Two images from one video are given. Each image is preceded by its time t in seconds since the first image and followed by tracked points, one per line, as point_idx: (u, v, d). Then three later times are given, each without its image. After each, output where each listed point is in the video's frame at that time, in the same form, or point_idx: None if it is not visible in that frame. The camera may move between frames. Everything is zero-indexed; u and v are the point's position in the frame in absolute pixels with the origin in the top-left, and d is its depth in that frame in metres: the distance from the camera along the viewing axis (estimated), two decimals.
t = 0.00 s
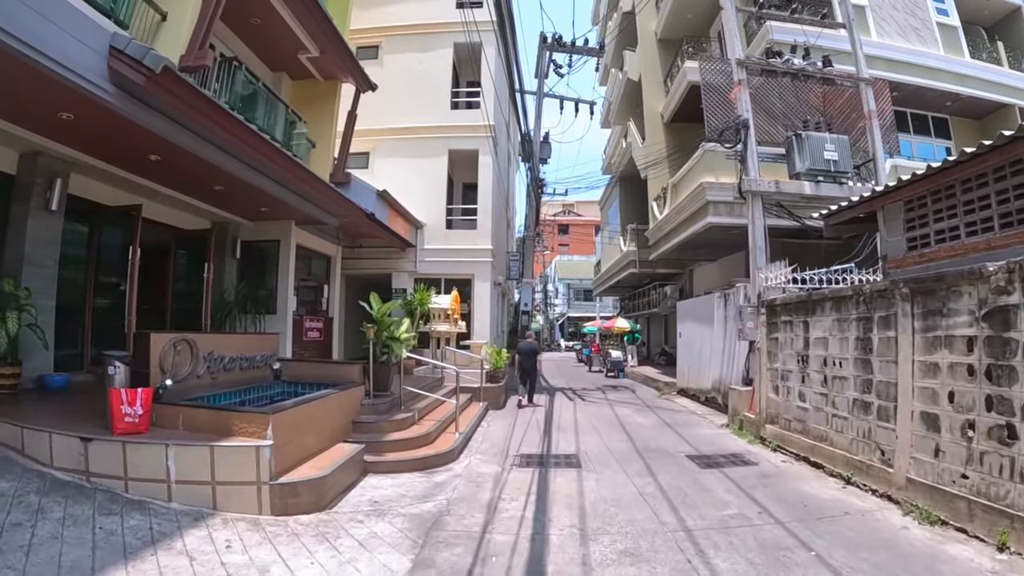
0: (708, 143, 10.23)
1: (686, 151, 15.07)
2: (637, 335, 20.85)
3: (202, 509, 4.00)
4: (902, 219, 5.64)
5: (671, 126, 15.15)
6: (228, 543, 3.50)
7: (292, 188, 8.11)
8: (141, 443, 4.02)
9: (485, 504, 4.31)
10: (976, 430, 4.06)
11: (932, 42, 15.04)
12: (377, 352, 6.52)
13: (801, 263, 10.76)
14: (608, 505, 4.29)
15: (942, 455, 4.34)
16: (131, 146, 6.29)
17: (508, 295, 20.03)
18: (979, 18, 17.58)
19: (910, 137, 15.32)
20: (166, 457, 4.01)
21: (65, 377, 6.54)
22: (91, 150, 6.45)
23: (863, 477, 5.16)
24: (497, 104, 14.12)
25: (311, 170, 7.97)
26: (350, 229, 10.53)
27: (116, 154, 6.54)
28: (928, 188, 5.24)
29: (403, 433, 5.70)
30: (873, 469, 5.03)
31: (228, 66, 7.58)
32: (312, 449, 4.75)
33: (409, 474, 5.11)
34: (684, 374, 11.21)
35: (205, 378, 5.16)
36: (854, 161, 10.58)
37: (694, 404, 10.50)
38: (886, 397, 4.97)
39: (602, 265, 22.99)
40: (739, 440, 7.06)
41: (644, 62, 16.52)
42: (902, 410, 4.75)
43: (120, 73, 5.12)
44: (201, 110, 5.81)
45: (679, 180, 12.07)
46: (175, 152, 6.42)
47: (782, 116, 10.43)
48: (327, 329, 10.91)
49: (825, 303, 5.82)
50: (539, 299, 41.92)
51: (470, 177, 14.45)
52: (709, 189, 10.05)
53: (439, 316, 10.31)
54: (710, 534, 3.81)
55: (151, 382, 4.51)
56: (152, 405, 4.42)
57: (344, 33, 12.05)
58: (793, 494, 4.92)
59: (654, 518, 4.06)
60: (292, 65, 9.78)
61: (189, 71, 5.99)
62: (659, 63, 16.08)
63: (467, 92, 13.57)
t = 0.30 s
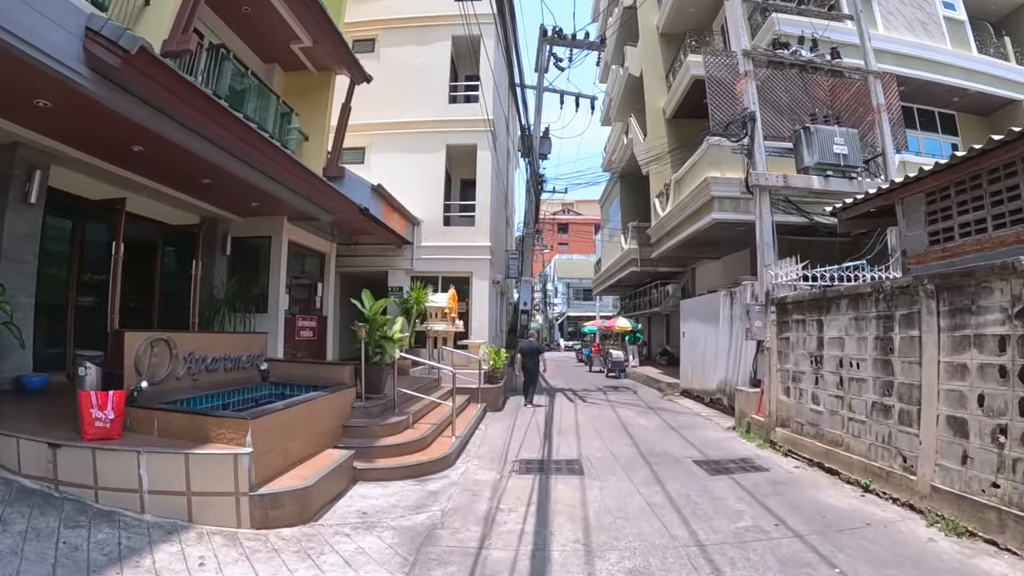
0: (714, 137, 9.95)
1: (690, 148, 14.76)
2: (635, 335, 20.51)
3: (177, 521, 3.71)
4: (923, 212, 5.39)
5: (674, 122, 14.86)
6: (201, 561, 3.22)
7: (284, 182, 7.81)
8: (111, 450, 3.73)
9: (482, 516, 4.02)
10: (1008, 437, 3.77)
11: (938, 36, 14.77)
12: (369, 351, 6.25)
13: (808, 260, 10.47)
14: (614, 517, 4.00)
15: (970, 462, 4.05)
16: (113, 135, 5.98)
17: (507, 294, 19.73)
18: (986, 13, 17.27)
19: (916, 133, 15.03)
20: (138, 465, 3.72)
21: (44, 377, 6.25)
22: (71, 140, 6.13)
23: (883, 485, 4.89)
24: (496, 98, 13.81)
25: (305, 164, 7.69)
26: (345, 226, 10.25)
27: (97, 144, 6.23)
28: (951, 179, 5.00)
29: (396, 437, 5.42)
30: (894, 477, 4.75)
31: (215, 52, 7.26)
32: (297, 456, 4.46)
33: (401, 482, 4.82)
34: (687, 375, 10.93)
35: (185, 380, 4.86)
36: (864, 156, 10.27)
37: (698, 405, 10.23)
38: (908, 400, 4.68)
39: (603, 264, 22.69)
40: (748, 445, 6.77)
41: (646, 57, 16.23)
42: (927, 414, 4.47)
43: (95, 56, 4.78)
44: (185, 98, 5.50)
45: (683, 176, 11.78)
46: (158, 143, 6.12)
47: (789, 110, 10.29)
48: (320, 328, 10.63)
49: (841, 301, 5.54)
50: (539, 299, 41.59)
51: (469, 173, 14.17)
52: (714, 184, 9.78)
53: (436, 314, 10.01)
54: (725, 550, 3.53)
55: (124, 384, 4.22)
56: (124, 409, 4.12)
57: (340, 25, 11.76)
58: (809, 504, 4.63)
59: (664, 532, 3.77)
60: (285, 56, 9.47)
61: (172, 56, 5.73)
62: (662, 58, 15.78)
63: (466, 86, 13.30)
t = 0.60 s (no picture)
0: (721, 132, 9.69)
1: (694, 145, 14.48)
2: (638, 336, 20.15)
3: (155, 537, 3.43)
4: (948, 205, 5.14)
5: (677, 118, 14.56)
6: None
7: (278, 176, 7.53)
8: (83, 460, 3.45)
9: (482, 531, 3.74)
10: None
11: (947, 30, 14.46)
12: (364, 353, 5.95)
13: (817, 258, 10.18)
14: (625, 532, 3.72)
15: (1005, 470, 3.77)
16: (97, 127, 5.71)
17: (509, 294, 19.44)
18: (995, 8, 16.92)
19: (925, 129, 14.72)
20: (111, 477, 3.43)
21: (25, 379, 5.98)
22: (53, 132, 5.86)
23: (908, 493, 4.61)
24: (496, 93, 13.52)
25: (299, 158, 7.42)
26: (341, 224, 9.97)
27: (80, 135, 5.96)
28: (978, 170, 4.74)
29: (391, 444, 5.14)
30: (920, 485, 4.47)
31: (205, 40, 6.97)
32: (285, 465, 4.18)
33: (397, 493, 4.54)
34: (694, 376, 10.64)
35: (167, 384, 4.58)
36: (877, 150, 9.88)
37: (705, 408, 9.94)
38: (936, 404, 4.39)
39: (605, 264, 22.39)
40: (760, 450, 6.48)
41: (648, 53, 15.92)
42: (956, 419, 4.18)
43: (74, 39, 4.48)
44: (170, 85, 5.21)
45: (689, 172, 11.51)
46: (144, 134, 5.84)
47: (797, 104, 9.69)
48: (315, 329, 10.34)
49: (862, 299, 5.26)
50: (540, 299, 41.28)
51: (469, 170, 13.89)
52: (721, 181, 9.50)
53: (435, 314, 9.72)
54: (747, 568, 3.25)
55: (99, 390, 3.94)
56: (98, 416, 3.83)
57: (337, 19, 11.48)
58: (833, 515, 4.35)
59: (680, 548, 3.49)
60: (279, 49, 9.20)
61: (156, 42, 5.47)
62: (665, 53, 15.48)
63: (467, 81, 13.02)
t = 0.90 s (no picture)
0: (726, 125, 9.41)
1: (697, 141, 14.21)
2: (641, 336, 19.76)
3: (124, 553, 3.15)
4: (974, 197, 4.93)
5: (680, 114, 14.30)
6: None
7: (269, 171, 7.28)
8: (49, 468, 3.18)
9: (479, 546, 3.46)
10: None
11: (954, 24, 14.20)
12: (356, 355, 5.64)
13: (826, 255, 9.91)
14: (635, 547, 3.44)
15: None
16: (76, 117, 5.44)
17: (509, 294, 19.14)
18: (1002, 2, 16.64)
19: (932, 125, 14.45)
20: (78, 488, 3.16)
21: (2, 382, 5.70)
22: (33, 123, 5.59)
23: (932, 502, 4.33)
24: (496, 88, 13.26)
25: (290, 152, 7.17)
26: (336, 221, 9.70)
27: (59, 127, 5.69)
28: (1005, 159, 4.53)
29: (384, 449, 4.86)
30: (946, 493, 4.19)
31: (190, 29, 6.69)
32: (267, 474, 3.91)
33: (389, 503, 4.26)
34: (699, 378, 10.36)
35: (143, 388, 4.31)
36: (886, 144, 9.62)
37: (711, 410, 9.66)
38: (964, 407, 4.11)
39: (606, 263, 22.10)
40: (772, 455, 6.21)
41: (650, 48, 15.63)
42: (986, 423, 3.90)
43: (47, 21, 4.21)
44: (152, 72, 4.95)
45: (693, 168, 11.24)
46: (127, 125, 5.58)
47: (804, 97, 9.46)
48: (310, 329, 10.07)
49: (881, 295, 4.98)
50: (540, 299, 40.98)
51: (468, 167, 13.63)
52: (727, 176, 9.23)
53: (433, 314, 9.45)
54: None
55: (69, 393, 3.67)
56: (66, 421, 3.55)
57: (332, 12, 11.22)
58: (855, 526, 4.07)
59: (694, 565, 3.21)
60: (271, 39, 8.90)
61: (137, 26, 5.20)
62: (668, 49, 15.21)
63: (465, 76, 12.75)
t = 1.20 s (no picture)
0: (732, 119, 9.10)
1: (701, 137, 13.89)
2: (644, 335, 19.35)
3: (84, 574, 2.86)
4: (1004, 187, 4.64)
5: (683, 110, 13.99)
6: None
7: (259, 164, 6.99)
8: (4, 480, 2.88)
9: (473, 567, 3.16)
10: None
11: (963, 17, 13.89)
12: (347, 356, 5.37)
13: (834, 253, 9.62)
14: (644, 567, 3.15)
15: None
16: (52, 106, 5.16)
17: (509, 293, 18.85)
18: None
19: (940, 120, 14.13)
20: (34, 503, 2.86)
21: None
22: (7, 113, 5.32)
23: (959, 514, 4.04)
24: (495, 82, 12.96)
25: (281, 145, 6.88)
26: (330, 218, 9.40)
27: (35, 118, 5.42)
28: None
29: (374, 457, 4.56)
30: (976, 505, 3.90)
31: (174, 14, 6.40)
32: (245, 487, 3.60)
33: (378, 516, 3.96)
34: (704, 379, 10.07)
35: (115, 392, 4.01)
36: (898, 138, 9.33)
37: (716, 412, 9.37)
38: (996, 412, 3.82)
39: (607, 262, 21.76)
40: (783, 461, 5.92)
41: (652, 42, 15.31)
42: (1021, 429, 3.60)
43: None
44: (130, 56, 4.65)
45: (697, 163, 10.94)
46: (105, 114, 5.29)
47: (812, 90, 9.19)
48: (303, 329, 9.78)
49: (905, 292, 4.69)
50: (541, 298, 40.67)
51: (467, 163, 13.34)
52: (733, 169, 8.94)
53: (430, 313, 9.16)
54: None
55: (30, 398, 3.37)
56: (25, 427, 3.24)
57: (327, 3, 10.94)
58: (881, 540, 3.77)
59: None
60: (261, 28, 8.58)
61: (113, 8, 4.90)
62: (670, 42, 14.89)
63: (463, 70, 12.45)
